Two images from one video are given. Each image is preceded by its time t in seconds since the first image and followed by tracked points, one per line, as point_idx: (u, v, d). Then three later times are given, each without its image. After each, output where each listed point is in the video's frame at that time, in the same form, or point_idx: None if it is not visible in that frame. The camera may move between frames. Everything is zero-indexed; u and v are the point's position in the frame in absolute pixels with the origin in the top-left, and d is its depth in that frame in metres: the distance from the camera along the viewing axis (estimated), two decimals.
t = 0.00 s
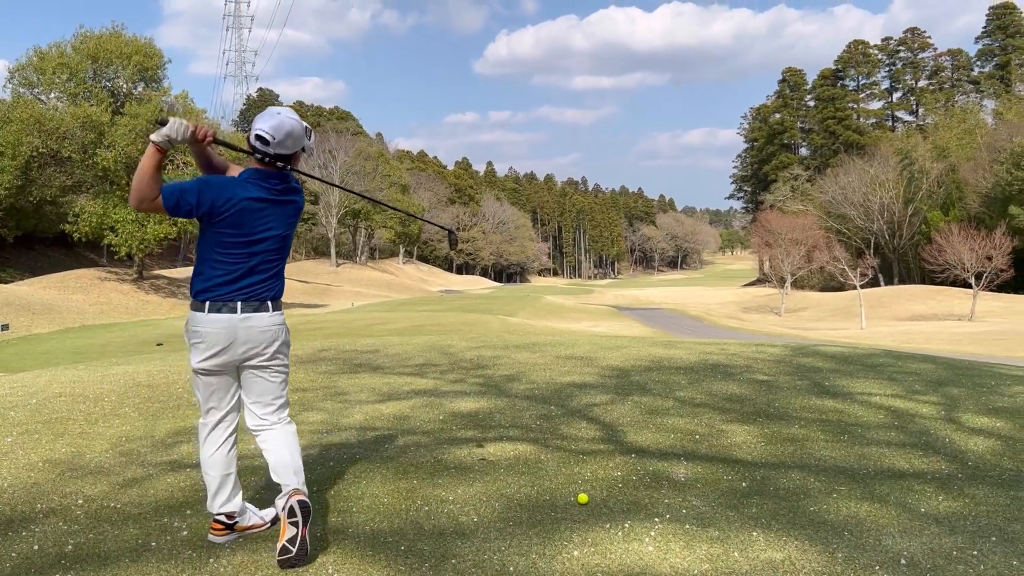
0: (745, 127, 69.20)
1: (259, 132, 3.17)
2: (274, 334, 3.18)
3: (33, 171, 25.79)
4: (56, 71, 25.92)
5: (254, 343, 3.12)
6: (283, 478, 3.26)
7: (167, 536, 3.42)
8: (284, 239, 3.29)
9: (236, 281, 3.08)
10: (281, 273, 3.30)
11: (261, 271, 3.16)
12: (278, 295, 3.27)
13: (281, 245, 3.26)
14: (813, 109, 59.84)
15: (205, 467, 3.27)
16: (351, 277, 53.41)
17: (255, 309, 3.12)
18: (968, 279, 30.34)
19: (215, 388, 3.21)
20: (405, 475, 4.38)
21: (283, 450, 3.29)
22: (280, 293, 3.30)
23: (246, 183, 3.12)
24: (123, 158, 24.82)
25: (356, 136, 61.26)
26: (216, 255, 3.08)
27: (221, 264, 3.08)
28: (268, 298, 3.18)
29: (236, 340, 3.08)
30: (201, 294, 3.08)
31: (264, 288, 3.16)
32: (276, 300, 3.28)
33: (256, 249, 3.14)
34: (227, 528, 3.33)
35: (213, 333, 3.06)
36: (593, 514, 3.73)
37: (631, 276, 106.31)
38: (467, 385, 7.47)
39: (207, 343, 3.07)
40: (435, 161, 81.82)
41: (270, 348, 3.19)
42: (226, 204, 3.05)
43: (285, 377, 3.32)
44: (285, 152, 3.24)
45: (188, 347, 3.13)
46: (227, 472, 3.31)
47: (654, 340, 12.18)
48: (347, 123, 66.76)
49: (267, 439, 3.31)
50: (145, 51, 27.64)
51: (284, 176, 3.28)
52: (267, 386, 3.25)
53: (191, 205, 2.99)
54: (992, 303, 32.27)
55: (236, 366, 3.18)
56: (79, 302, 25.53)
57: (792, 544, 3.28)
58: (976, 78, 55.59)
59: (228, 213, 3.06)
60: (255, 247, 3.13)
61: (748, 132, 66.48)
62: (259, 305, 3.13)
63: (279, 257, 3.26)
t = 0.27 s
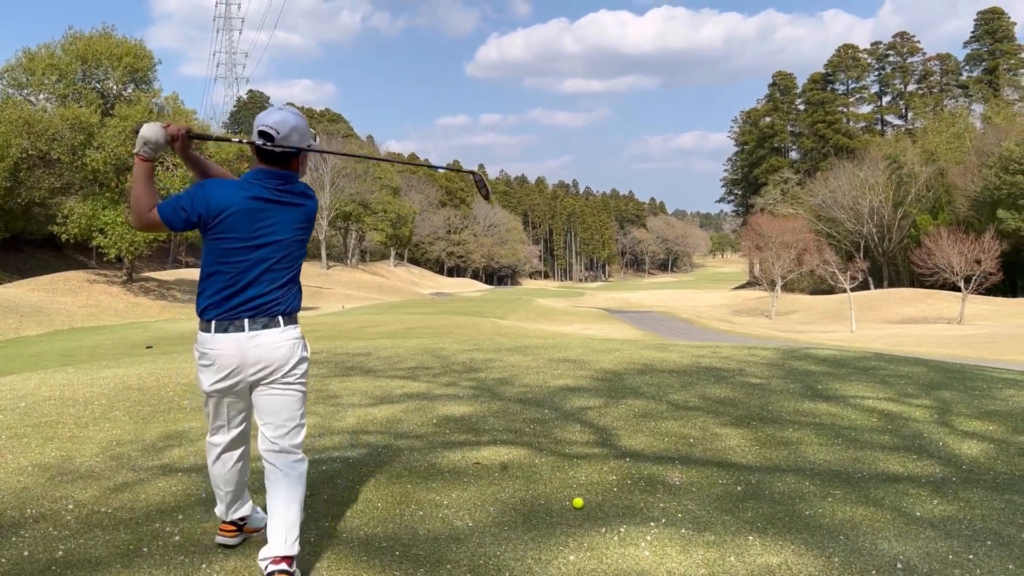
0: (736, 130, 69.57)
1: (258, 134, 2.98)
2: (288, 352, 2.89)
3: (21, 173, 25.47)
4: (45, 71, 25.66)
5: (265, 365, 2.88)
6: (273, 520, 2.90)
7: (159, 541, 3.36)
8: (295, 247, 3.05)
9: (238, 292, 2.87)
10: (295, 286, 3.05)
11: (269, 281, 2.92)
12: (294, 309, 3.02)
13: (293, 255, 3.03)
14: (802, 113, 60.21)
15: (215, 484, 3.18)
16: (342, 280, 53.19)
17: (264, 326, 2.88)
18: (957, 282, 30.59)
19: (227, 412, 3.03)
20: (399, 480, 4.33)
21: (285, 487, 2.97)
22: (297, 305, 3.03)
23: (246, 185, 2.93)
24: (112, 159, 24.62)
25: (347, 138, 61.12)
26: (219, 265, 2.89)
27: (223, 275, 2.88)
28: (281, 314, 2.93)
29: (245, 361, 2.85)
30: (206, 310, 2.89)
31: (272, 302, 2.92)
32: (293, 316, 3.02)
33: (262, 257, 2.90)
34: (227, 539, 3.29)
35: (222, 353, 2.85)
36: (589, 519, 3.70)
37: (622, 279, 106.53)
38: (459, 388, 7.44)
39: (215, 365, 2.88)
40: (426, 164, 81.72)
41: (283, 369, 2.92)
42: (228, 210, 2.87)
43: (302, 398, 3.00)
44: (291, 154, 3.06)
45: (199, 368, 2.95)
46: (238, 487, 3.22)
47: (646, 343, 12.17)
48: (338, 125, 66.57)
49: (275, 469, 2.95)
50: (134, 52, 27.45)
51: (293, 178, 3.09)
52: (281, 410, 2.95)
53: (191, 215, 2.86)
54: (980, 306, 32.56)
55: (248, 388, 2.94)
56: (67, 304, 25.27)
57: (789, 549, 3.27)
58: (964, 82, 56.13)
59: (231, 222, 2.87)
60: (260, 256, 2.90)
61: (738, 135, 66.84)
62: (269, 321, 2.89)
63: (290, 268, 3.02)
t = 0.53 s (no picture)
0: (729, 131, 69.79)
1: (254, 112, 2.89)
2: (289, 354, 2.74)
3: (12, 171, 25.32)
4: (37, 70, 25.49)
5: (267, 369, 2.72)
6: (267, 535, 2.85)
7: (150, 541, 3.34)
8: (295, 233, 2.87)
9: (235, 282, 2.70)
10: (298, 277, 2.87)
11: (266, 268, 2.73)
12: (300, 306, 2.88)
13: (293, 242, 2.85)
14: (795, 114, 60.44)
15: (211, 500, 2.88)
16: (335, 280, 53.04)
17: (264, 326, 2.70)
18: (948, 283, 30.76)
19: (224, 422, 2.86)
20: (392, 480, 4.32)
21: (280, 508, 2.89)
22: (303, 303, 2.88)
23: (237, 166, 2.81)
24: (104, 158, 24.47)
25: (341, 138, 60.96)
26: (213, 254, 2.74)
27: (217, 263, 2.72)
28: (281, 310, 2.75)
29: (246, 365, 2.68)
30: (202, 305, 2.72)
31: (270, 291, 2.73)
32: (296, 314, 2.85)
33: (255, 242, 2.73)
34: (216, 567, 2.89)
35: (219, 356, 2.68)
36: (582, 518, 3.71)
37: (615, 279, 106.75)
38: (452, 388, 7.42)
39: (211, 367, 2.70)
40: (419, 163, 81.63)
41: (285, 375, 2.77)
42: (220, 196, 2.76)
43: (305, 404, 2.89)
44: (290, 132, 2.94)
45: (194, 370, 2.76)
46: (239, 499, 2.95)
47: (639, 343, 12.18)
48: (331, 125, 66.40)
49: (270, 482, 2.89)
50: (127, 50, 27.29)
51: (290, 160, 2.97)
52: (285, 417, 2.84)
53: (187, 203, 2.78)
54: (971, 306, 32.78)
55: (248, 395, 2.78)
56: (59, 303, 25.10)
57: (780, 548, 3.28)
58: (956, 84, 56.48)
59: (223, 205, 2.74)
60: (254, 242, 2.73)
61: (732, 136, 67.06)
62: (270, 320, 2.71)
63: (291, 256, 2.84)
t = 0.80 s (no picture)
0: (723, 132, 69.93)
1: (233, 110, 2.73)
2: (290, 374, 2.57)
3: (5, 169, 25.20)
4: (31, 67, 25.35)
5: (272, 391, 2.53)
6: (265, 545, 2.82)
7: (145, 539, 3.32)
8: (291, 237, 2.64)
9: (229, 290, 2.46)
10: (297, 286, 2.65)
11: (260, 280, 2.49)
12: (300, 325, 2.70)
13: (290, 250, 2.62)
14: (790, 114, 60.61)
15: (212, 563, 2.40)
16: (330, 279, 52.88)
17: (266, 341, 2.52)
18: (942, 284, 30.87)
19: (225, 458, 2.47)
20: (387, 479, 4.31)
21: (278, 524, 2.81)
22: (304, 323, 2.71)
23: (219, 168, 2.59)
24: (98, 156, 24.37)
25: (335, 136, 60.84)
26: (197, 264, 2.48)
27: (202, 274, 2.47)
28: (283, 326, 2.56)
29: (249, 386, 2.47)
30: (191, 321, 2.49)
31: (265, 305, 2.51)
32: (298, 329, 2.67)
33: (247, 248, 2.47)
34: None
35: (222, 375, 2.44)
36: (577, 517, 3.71)
37: (610, 278, 106.89)
38: (447, 387, 7.42)
39: (208, 387, 2.44)
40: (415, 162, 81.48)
41: (289, 396, 2.60)
42: (204, 199, 2.53)
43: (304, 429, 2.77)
44: (269, 131, 2.72)
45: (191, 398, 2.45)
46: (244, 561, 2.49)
47: (634, 342, 12.19)
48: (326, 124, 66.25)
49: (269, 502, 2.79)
50: (121, 48, 27.16)
51: (277, 162, 2.74)
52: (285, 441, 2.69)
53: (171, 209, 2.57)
54: (965, 307, 32.95)
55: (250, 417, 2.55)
56: (52, 301, 24.97)
57: (774, 548, 3.29)
58: (950, 85, 56.79)
59: (209, 210, 2.50)
60: (246, 248, 2.48)
61: (726, 136, 67.22)
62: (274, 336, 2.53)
63: (287, 263, 2.59)
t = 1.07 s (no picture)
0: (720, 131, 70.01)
1: (219, 86, 2.53)
2: (291, 367, 2.35)
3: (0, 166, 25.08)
4: (26, 64, 25.23)
5: (270, 385, 2.32)
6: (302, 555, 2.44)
7: (141, 537, 3.30)
8: (295, 218, 2.42)
9: (224, 278, 2.29)
10: (303, 271, 2.45)
11: (257, 265, 2.29)
12: (308, 315, 2.51)
13: (290, 230, 2.38)
14: (786, 114, 60.74)
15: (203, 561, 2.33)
16: (326, 277, 52.81)
17: (263, 332, 2.33)
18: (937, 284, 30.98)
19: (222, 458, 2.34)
20: (383, 478, 4.29)
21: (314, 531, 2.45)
22: (310, 314, 2.50)
23: (212, 147, 2.41)
24: (93, 153, 24.23)
25: (331, 134, 60.76)
26: (188, 255, 2.33)
27: (192, 264, 2.32)
28: (282, 314, 2.35)
29: (246, 381, 2.29)
30: (186, 314, 2.34)
31: (262, 294, 2.31)
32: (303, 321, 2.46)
33: (244, 229, 2.28)
34: None
35: (215, 370, 2.29)
36: (574, 516, 3.70)
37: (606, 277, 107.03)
38: (443, 386, 7.42)
39: (204, 384, 2.30)
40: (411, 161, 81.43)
41: (292, 391, 2.37)
42: (191, 183, 2.34)
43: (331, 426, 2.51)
44: (260, 105, 2.51)
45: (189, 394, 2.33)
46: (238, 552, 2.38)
47: (631, 341, 12.21)
48: (323, 122, 66.11)
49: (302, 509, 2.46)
50: (117, 45, 27.02)
51: (273, 138, 2.53)
52: (303, 443, 2.42)
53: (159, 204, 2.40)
54: (959, 307, 33.07)
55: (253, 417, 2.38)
56: (47, 299, 24.86)
57: (771, 547, 3.28)
58: (946, 85, 56.94)
59: (196, 194, 2.31)
60: (236, 232, 2.28)
61: (723, 136, 67.30)
62: (271, 326, 2.34)
63: (287, 247, 2.37)
